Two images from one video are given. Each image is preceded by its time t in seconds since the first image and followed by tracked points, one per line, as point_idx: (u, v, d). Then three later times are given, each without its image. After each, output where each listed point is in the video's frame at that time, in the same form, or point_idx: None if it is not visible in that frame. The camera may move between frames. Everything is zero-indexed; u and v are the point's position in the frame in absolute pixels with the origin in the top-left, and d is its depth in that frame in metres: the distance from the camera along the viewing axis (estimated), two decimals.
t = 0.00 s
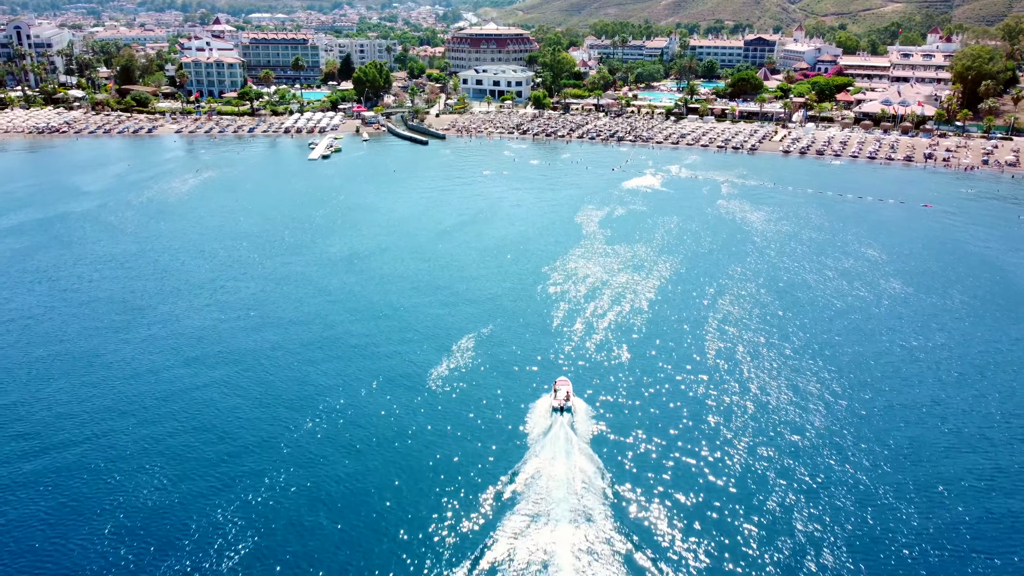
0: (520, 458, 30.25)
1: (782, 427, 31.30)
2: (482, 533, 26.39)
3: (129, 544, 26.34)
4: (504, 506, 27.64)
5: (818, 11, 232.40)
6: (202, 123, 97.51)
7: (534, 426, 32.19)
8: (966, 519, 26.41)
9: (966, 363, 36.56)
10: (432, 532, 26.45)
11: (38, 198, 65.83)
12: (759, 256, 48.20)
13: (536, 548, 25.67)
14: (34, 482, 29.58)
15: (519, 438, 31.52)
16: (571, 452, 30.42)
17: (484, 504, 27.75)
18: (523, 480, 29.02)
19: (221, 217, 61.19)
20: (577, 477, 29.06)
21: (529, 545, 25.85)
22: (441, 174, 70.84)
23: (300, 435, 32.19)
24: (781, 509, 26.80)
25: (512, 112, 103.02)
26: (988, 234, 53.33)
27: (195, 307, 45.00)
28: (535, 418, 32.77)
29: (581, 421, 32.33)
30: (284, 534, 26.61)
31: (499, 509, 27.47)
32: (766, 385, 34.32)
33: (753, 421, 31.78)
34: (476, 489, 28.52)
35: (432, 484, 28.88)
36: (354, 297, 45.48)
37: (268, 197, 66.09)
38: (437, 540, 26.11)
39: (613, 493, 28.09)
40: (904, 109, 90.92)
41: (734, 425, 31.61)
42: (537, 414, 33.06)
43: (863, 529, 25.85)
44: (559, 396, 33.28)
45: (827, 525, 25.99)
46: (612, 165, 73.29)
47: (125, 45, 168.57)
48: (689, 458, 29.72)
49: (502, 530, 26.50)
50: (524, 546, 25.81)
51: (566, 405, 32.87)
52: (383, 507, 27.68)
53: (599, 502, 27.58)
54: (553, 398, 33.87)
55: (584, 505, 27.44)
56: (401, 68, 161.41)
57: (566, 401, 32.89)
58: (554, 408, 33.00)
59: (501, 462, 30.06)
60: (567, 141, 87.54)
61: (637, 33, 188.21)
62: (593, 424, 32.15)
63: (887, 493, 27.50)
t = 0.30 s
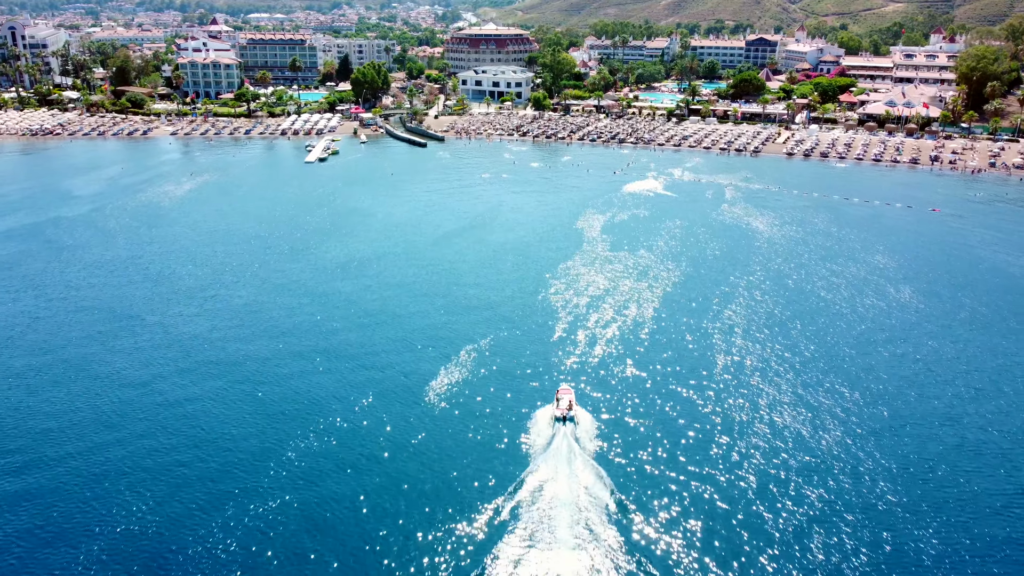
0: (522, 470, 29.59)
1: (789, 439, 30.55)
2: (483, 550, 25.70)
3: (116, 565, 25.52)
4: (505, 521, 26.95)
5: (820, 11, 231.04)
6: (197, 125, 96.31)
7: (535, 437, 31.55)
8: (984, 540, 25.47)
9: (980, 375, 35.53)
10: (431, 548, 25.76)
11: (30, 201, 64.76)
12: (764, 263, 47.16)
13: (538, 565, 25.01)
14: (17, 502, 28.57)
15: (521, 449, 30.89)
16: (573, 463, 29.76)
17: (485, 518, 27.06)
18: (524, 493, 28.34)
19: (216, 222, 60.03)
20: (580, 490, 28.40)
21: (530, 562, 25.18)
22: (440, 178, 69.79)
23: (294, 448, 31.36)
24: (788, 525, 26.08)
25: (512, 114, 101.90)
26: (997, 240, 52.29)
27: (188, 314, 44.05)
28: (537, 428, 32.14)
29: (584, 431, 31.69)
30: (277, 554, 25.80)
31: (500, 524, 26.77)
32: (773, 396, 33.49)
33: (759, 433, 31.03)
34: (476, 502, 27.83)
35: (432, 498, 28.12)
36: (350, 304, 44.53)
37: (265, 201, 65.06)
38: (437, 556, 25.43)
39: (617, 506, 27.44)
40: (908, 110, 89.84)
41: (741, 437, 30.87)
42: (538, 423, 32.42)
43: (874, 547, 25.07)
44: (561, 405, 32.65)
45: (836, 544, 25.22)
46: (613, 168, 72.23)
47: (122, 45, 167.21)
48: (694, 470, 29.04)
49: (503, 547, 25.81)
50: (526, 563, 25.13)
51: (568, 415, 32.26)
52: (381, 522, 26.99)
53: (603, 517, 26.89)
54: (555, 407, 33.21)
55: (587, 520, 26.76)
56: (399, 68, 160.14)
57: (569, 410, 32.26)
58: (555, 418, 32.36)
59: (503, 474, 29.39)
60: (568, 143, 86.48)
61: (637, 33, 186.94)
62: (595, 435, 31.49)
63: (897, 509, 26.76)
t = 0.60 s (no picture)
0: (524, 485, 28.90)
1: (797, 451, 29.85)
2: (483, 569, 24.99)
3: None
4: (506, 538, 26.27)
5: (820, 11, 229.64)
6: (193, 127, 95.17)
7: (538, 448, 30.88)
8: (1003, 563, 24.53)
9: (995, 388, 34.48)
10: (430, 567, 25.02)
11: (21, 205, 63.57)
12: (770, 270, 46.11)
13: None
14: None
15: (523, 461, 30.20)
16: (577, 477, 29.06)
17: (485, 536, 26.37)
18: (527, 509, 27.68)
19: (210, 227, 58.94)
20: (583, 504, 27.71)
21: None
22: (437, 181, 68.62)
23: (288, 463, 30.49)
24: (798, 543, 25.31)
25: (511, 115, 100.65)
26: (1008, 245, 51.20)
27: (179, 323, 42.99)
28: (539, 439, 31.49)
29: (588, 443, 31.00)
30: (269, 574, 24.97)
31: (501, 543, 26.07)
32: (780, 408, 32.64)
33: (766, 445, 30.28)
34: (476, 519, 27.12)
35: (431, 515, 27.34)
36: (346, 313, 43.54)
37: (261, 206, 64.06)
38: None
39: (622, 522, 26.70)
40: (913, 112, 88.78)
41: (748, 449, 30.13)
42: (541, 434, 31.77)
43: (888, 569, 24.20)
44: (564, 415, 31.96)
45: (848, 565, 24.39)
46: (615, 171, 71.01)
47: (118, 45, 165.74)
48: (699, 482, 28.41)
49: (504, 566, 25.11)
50: None
51: (571, 425, 31.57)
52: (379, 540, 26.23)
53: (608, 534, 26.17)
54: (557, 417, 32.52)
55: (591, 537, 26.05)
56: (398, 69, 158.86)
57: (571, 421, 31.59)
58: (558, 429, 31.70)
59: (505, 489, 28.66)
60: (569, 146, 85.28)
61: (638, 34, 185.80)
62: (599, 446, 30.83)
63: (909, 526, 25.95)
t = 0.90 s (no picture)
0: (527, 499, 28.14)
1: (806, 465, 29.08)
2: None
3: None
4: (509, 557, 25.51)
5: (821, 12, 228.38)
6: (189, 129, 93.97)
7: (540, 460, 30.10)
8: None
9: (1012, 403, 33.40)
10: None
11: (11, 210, 62.45)
12: (776, 278, 44.98)
13: None
14: None
15: (525, 474, 29.40)
16: (580, 491, 28.29)
17: (487, 554, 25.61)
18: (529, 525, 26.93)
19: (203, 232, 57.77)
20: (588, 520, 26.95)
21: None
22: (435, 185, 67.41)
23: (280, 480, 29.56)
24: (809, 568, 24.42)
25: (511, 117, 99.41)
26: (1018, 252, 50.08)
27: (169, 332, 41.91)
28: (541, 450, 30.70)
29: (592, 454, 30.23)
30: None
31: (503, 562, 25.29)
32: (789, 422, 31.70)
33: (774, 460, 29.46)
34: (478, 537, 26.34)
35: (430, 533, 26.50)
36: (343, 321, 42.46)
37: (256, 210, 62.90)
38: None
39: (628, 540, 25.92)
40: (918, 114, 87.61)
41: (756, 464, 29.28)
42: (543, 445, 30.97)
43: None
44: (566, 426, 31.13)
45: None
46: (617, 174, 69.83)
47: (114, 45, 164.36)
48: (706, 498, 27.64)
49: None
50: None
51: (574, 436, 30.80)
52: (377, 560, 25.43)
53: (613, 553, 25.39)
54: (560, 427, 31.71)
55: (596, 556, 25.28)
56: (397, 69, 157.57)
57: (574, 431, 30.76)
58: (561, 439, 30.87)
59: (506, 504, 27.85)
60: (570, 148, 84.07)
61: (639, 34, 184.56)
62: (603, 458, 30.03)
63: (926, 551, 25.00)
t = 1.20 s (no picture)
0: (530, 512, 27.42)
1: (814, 479, 28.39)
2: None
3: None
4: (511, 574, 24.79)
5: (822, 12, 227.26)
6: (184, 130, 92.70)
7: (542, 471, 29.44)
8: None
9: None
10: None
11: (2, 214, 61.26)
12: (784, 287, 43.76)
13: None
14: None
15: (527, 487, 28.67)
16: (583, 504, 27.64)
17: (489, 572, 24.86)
18: (532, 539, 26.22)
19: (196, 237, 56.57)
20: (592, 536, 26.24)
21: None
22: (434, 188, 66.27)
23: (271, 497, 28.61)
24: None
25: (511, 118, 98.20)
26: None
27: (159, 340, 40.81)
28: (543, 460, 30.02)
29: (595, 465, 29.56)
30: None
31: None
32: (798, 436, 30.82)
33: (781, 474, 28.75)
34: (480, 553, 25.60)
35: (431, 551, 25.68)
36: (339, 330, 41.36)
37: (251, 214, 61.76)
38: None
39: (634, 558, 25.18)
40: (924, 115, 86.44)
41: (766, 480, 28.40)
42: (545, 455, 30.31)
43: None
44: (569, 436, 30.49)
45: None
46: (619, 177, 68.68)
47: (111, 45, 163.09)
48: (713, 511, 26.96)
49: None
50: None
51: (577, 447, 30.14)
52: None
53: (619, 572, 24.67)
54: (562, 438, 31.09)
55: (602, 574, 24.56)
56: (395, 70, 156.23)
57: (577, 443, 30.14)
58: (563, 451, 30.23)
59: (509, 518, 27.13)
60: (570, 150, 82.83)
61: (638, 35, 183.25)
62: (606, 469, 29.38)
63: None
